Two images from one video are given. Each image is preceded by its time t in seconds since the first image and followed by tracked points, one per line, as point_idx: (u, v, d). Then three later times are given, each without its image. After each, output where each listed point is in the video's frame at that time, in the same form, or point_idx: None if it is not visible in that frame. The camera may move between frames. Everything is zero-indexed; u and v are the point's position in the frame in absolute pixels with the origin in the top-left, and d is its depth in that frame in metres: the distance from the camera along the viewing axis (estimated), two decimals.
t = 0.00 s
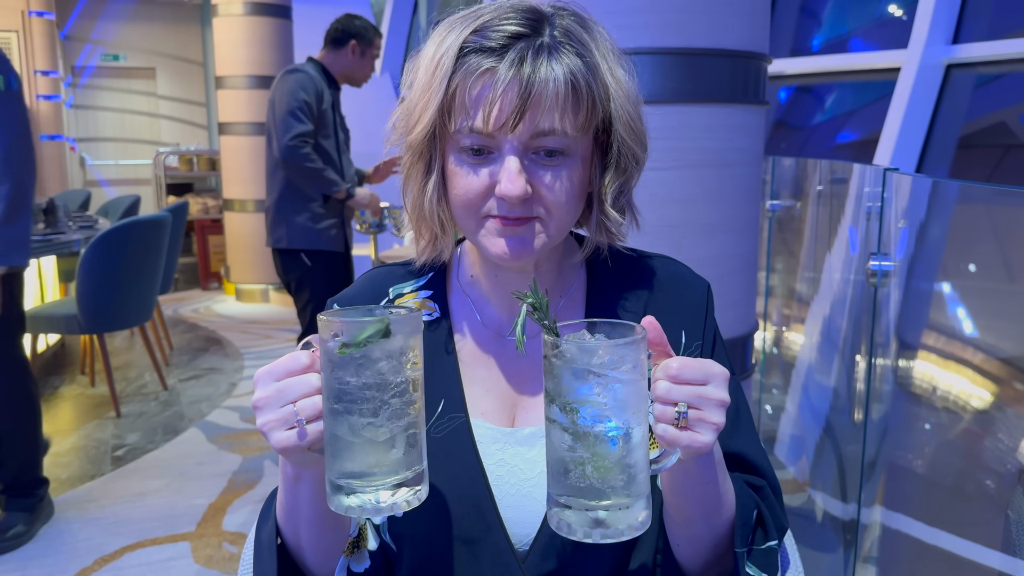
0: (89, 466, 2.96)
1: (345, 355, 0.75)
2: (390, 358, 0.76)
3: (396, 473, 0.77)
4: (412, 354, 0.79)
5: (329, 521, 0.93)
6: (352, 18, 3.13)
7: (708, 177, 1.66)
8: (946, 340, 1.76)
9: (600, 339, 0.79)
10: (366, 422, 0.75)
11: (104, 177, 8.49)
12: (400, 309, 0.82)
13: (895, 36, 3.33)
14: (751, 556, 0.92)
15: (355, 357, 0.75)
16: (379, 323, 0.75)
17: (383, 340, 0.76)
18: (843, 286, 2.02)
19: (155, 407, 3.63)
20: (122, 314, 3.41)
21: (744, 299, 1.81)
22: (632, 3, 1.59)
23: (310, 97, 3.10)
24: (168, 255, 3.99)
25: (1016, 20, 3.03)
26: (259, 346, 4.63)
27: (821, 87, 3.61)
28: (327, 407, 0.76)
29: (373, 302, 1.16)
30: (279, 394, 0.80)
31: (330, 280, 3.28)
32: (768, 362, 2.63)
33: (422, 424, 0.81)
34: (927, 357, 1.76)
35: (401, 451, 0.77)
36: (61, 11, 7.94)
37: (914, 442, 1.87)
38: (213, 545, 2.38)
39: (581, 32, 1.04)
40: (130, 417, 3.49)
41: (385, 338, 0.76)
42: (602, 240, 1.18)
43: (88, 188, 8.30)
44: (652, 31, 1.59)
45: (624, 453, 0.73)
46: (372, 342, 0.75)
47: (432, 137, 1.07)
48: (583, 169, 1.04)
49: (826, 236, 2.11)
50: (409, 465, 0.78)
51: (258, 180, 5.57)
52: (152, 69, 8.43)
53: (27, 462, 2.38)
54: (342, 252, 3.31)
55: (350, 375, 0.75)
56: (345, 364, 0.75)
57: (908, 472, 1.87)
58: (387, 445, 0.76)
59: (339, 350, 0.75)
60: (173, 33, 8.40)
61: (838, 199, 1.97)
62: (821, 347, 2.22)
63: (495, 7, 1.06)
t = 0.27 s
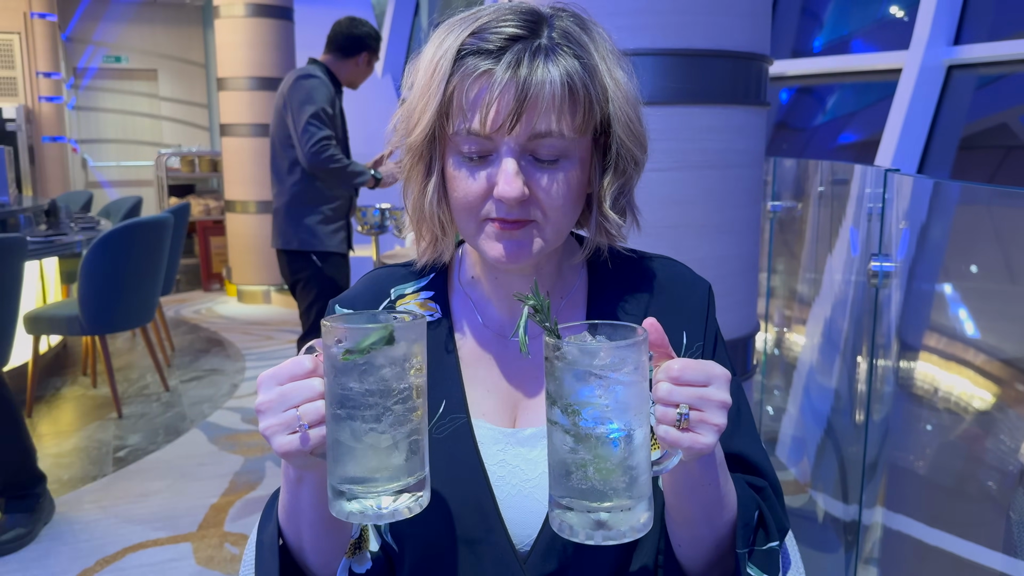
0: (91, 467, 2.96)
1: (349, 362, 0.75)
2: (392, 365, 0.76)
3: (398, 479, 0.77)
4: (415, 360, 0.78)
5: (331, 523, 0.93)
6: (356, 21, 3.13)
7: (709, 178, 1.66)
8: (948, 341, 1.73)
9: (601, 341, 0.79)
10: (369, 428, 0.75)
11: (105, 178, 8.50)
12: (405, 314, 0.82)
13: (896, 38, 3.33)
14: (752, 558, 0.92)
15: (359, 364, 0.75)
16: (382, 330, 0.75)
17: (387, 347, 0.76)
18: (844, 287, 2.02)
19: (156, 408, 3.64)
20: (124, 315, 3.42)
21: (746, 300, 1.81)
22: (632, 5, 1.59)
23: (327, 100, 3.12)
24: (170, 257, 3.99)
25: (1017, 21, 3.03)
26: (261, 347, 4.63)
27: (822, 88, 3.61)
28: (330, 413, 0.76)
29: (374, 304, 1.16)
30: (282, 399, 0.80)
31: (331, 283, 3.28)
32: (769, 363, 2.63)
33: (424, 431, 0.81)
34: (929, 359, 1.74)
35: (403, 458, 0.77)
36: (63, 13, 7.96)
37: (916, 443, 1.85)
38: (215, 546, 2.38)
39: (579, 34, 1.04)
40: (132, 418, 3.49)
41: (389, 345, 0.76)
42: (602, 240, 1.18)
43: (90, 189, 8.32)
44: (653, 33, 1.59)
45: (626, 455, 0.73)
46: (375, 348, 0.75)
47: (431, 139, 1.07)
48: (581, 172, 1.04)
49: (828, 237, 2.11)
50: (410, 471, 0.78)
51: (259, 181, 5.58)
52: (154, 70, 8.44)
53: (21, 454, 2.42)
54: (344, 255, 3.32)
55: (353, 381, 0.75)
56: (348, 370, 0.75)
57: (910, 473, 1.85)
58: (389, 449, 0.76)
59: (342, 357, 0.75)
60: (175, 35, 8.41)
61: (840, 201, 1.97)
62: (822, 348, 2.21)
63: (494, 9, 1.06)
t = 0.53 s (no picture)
0: (92, 468, 2.96)
1: (349, 376, 0.75)
2: (393, 379, 0.76)
3: (399, 492, 0.77)
4: (416, 373, 0.78)
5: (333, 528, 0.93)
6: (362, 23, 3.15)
7: (710, 179, 1.66)
8: (949, 342, 1.73)
9: (603, 346, 0.78)
10: (369, 443, 0.75)
11: (107, 179, 8.51)
12: (405, 326, 0.81)
13: (897, 38, 3.33)
14: (754, 560, 0.92)
15: (358, 378, 0.75)
16: (383, 345, 0.75)
17: (387, 360, 0.76)
18: (845, 288, 2.02)
19: (157, 408, 3.64)
20: (125, 316, 3.43)
21: (747, 301, 1.81)
22: (632, 6, 1.59)
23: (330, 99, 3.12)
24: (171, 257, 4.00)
25: (1018, 21, 3.03)
26: (262, 348, 4.63)
27: (823, 89, 3.61)
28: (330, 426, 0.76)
29: (375, 305, 1.15)
30: (282, 410, 0.80)
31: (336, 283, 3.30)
32: (770, 363, 2.63)
33: (425, 445, 0.80)
34: (930, 359, 1.74)
35: (404, 472, 0.77)
36: (65, 14, 7.97)
37: (917, 444, 1.84)
38: (216, 547, 2.39)
39: (577, 36, 1.04)
40: (133, 418, 3.49)
41: (389, 359, 0.76)
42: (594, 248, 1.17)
43: (92, 190, 8.33)
44: (653, 34, 1.59)
45: (628, 460, 0.73)
46: (376, 362, 0.75)
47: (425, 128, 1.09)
48: (565, 175, 1.03)
49: (829, 237, 2.11)
50: (411, 484, 0.78)
51: (261, 182, 5.58)
52: (156, 71, 8.44)
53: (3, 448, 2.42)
54: (348, 254, 3.32)
55: (353, 395, 0.75)
56: (348, 384, 0.75)
57: (910, 474, 1.85)
58: (389, 462, 0.76)
59: (342, 370, 0.75)
60: (176, 35, 8.41)
61: (840, 201, 1.97)
62: (823, 349, 2.21)
63: (499, 6, 1.07)
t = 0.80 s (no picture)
0: (93, 468, 2.96)
1: (345, 380, 0.75)
2: (390, 383, 0.76)
3: (398, 496, 0.77)
4: (414, 377, 0.78)
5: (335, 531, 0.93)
6: (365, 23, 3.15)
7: (711, 179, 1.66)
8: (950, 343, 1.74)
9: (605, 350, 0.78)
10: (367, 447, 0.75)
11: (107, 179, 8.52)
12: (404, 331, 0.81)
13: (898, 38, 3.33)
14: (755, 561, 0.92)
15: (354, 382, 0.74)
16: (379, 349, 0.75)
17: (384, 365, 0.75)
18: (845, 288, 2.02)
19: (158, 408, 3.64)
20: (126, 315, 3.43)
21: (748, 301, 1.81)
22: (633, 6, 1.59)
23: (329, 100, 3.11)
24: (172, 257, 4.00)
25: (1020, 21, 3.03)
26: (263, 348, 4.64)
27: (824, 89, 3.61)
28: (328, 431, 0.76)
29: (375, 306, 1.15)
30: (280, 415, 0.80)
31: (338, 283, 3.30)
32: (771, 364, 2.63)
33: (424, 447, 0.80)
34: (931, 360, 1.73)
35: (403, 475, 0.77)
36: (65, 14, 7.97)
37: (918, 444, 1.83)
38: (217, 547, 2.39)
39: (577, 39, 1.04)
40: (134, 419, 3.49)
41: (386, 363, 0.75)
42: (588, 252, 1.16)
43: (93, 190, 8.33)
44: (654, 34, 1.59)
45: (631, 466, 0.73)
46: (372, 367, 0.75)
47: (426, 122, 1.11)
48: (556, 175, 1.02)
49: (829, 238, 2.11)
50: (410, 488, 0.78)
51: (262, 182, 5.59)
52: (156, 71, 8.45)
53: None
54: (349, 255, 3.32)
55: (350, 400, 0.75)
56: (346, 388, 0.75)
57: (912, 474, 1.83)
58: (388, 465, 0.76)
59: (338, 374, 0.75)
60: (177, 35, 8.41)
61: (841, 202, 1.97)
62: (824, 349, 2.21)
63: (506, 6, 1.08)
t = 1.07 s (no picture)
0: (94, 468, 2.97)
1: (346, 382, 0.75)
2: (391, 386, 0.76)
3: (398, 498, 0.77)
4: (415, 380, 0.78)
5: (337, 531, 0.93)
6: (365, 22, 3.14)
7: (712, 179, 1.66)
8: (951, 342, 1.74)
9: (605, 354, 0.78)
10: (368, 449, 0.75)
11: (108, 179, 8.52)
12: (405, 333, 0.81)
13: (899, 38, 3.33)
14: (756, 562, 0.92)
15: (356, 384, 0.74)
16: (381, 352, 0.74)
17: (385, 367, 0.75)
18: (846, 288, 2.02)
19: (159, 408, 3.64)
20: (127, 315, 3.43)
21: (748, 301, 1.81)
22: (633, 6, 1.59)
23: (330, 101, 3.11)
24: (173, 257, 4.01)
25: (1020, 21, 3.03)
26: (264, 348, 4.64)
27: (825, 89, 3.61)
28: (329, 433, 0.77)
29: (376, 306, 1.15)
30: (282, 416, 0.80)
31: (340, 284, 3.31)
32: (772, 364, 2.63)
33: (425, 450, 0.80)
34: (932, 359, 1.74)
35: (404, 477, 0.77)
36: (66, 14, 7.98)
37: (918, 444, 1.83)
38: (217, 547, 2.39)
39: (578, 38, 1.05)
40: (135, 418, 3.49)
41: (387, 365, 0.75)
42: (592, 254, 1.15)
43: (94, 190, 8.33)
44: (654, 34, 1.59)
45: (631, 470, 0.73)
46: (374, 369, 0.75)
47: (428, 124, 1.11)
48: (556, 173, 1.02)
49: (830, 237, 2.11)
50: (410, 490, 0.77)
51: (262, 182, 5.59)
52: (157, 71, 8.45)
53: None
54: (351, 255, 3.32)
55: (351, 402, 0.75)
56: (348, 390, 0.75)
57: (913, 474, 1.84)
58: (388, 467, 0.76)
59: (340, 377, 0.75)
60: (177, 35, 8.41)
61: (842, 202, 1.97)
62: (825, 349, 2.21)
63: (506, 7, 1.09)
